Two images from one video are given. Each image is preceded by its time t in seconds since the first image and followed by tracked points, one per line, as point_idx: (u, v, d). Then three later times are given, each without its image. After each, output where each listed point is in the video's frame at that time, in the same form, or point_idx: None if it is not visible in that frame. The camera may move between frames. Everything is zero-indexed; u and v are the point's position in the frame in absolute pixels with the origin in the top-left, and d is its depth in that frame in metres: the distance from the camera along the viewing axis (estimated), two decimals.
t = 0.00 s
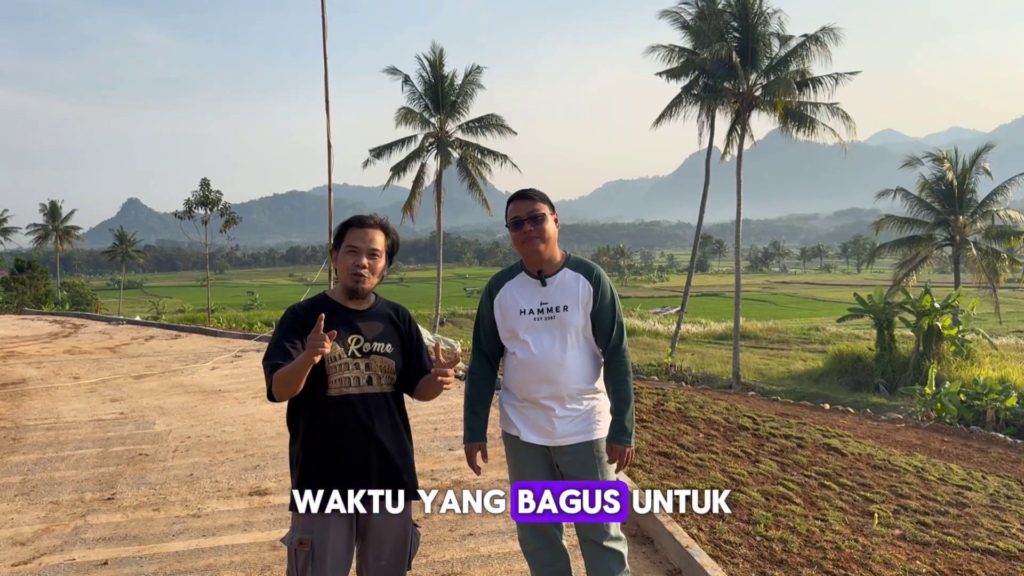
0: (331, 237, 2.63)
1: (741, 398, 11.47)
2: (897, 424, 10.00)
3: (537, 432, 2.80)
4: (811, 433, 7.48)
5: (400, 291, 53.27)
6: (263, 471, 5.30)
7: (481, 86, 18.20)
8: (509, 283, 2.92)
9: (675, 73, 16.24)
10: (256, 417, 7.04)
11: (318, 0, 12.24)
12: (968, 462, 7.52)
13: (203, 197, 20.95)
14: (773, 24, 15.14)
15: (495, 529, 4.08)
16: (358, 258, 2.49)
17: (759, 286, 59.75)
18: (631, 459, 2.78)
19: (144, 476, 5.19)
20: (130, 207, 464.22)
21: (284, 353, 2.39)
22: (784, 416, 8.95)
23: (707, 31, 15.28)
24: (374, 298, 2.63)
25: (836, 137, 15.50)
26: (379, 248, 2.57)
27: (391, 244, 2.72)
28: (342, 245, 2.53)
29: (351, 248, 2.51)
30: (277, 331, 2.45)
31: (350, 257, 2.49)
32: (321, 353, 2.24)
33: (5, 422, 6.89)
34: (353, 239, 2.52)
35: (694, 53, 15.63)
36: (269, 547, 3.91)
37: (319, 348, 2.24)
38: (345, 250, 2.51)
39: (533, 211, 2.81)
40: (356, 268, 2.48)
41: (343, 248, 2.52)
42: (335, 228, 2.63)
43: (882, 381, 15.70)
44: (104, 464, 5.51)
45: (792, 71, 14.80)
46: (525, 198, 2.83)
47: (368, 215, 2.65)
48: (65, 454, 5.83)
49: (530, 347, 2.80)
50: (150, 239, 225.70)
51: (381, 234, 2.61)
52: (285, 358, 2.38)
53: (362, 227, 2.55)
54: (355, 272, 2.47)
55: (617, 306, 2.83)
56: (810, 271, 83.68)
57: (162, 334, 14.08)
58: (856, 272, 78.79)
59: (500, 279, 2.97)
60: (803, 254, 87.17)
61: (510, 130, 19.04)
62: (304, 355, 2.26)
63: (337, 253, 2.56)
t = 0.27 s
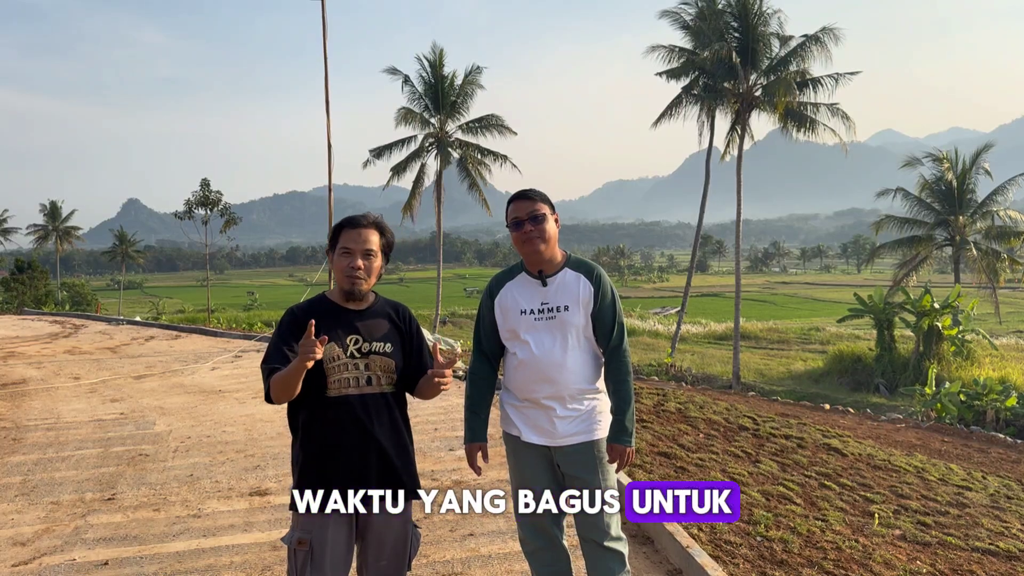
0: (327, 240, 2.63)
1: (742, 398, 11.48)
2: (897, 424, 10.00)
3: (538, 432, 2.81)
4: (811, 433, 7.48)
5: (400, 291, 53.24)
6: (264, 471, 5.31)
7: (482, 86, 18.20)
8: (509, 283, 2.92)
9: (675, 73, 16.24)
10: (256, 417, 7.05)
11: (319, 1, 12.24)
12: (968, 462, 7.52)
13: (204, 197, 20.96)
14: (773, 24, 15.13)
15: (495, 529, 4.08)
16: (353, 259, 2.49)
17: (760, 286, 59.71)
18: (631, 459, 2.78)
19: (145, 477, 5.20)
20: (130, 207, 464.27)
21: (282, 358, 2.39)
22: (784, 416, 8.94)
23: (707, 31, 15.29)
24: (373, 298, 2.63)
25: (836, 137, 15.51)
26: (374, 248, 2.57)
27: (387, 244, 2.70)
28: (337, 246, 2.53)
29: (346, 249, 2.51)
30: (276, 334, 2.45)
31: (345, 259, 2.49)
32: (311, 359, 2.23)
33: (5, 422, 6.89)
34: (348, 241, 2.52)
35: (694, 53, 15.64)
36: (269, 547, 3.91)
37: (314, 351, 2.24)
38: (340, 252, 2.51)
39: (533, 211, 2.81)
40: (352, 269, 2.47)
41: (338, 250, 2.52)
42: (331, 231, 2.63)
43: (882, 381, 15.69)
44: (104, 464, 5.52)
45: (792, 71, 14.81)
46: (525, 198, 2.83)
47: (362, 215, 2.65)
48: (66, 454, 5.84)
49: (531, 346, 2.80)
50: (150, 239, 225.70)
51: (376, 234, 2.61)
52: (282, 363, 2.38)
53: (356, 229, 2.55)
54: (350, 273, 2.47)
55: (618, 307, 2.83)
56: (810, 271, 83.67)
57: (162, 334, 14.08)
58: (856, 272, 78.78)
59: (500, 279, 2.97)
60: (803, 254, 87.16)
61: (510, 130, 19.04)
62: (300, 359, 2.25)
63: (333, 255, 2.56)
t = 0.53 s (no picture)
0: (327, 241, 2.64)
1: (742, 398, 11.48)
2: (896, 425, 10.01)
3: (539, 433, 2.81)
4: (810, 434, 7.48)
5: (400, 292, 53.23)
6: (264, 472, 5.31)
7: (482, 87, 18.21)
8: (510, 284, 2.92)
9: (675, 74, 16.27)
10: (255, 418, 7.05)
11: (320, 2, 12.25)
12: (968, 463, 7.53)
13: (204, 198, 20.97)
14: (773, 25, 15.13)
15: (495, 530, 4.07)
16: (353, 260, 2.49)
17: (760, 287, 59.69)
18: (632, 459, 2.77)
19: (144, 478, 5.20)
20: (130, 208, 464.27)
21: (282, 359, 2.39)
22: (783, 417, 8.95)
23: (707, 32, 15.31)
24: (373, 300, 2.63)
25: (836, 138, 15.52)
26: (375, 249, 2.57)
27: (387, 245, 2.70)
28: (338, 247, 2.54)
29: (347, 249, 2.51)
30: (276, 334, 2.45)
31: (345, 259, 2.49)
32: (312, 358, 2.23)
33: (5, 423, 6.89)
34: (348, 241, 2.52)
35: (694, 54, 15.66)
36: (269, 548, 3.91)
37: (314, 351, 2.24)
38: (341, 253, 2.52)
39: (532, 212, 2.82)
40: (352, 270, 2.47)
41: (338, 251, 2.53)
42: (331, 232, 2.63)
43: (882, 382, 15.69)
44: (104, 465, 5.52)
45: (792, 72, 14.81)
46: (525, 199, 2.84)
47: (362, 216, 2.65)
48: (65, 455, 5.83)
49: (531, 347, 2.81)
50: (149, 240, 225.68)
51: (376, 235, 2.61)
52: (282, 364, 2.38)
53: (356, 229, 2.55)
54: (350, 273, 2.47)
55: (618, 307, 2.83)
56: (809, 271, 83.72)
57: (162, 335, 14.08)
58: (856, 273, 78.83)
59: (501, 280, 2.97)
60: (803, 255, 87.22)
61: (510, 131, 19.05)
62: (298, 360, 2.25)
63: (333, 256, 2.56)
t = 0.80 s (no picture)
0: (326, 241, 2.64)
1: (741, 400, 11.48)
2: (896, 426, 10.01)
3: (538, 434, 2.81)
4: (810, 435, 7.48)
5: (399, 293, 53.21)
6: (263, 473, 5.30)
7: (481, 88, 18.23)
8: (509, 285, 2.92)
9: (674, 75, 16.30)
10: (255, 420, 7.04)
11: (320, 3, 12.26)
12: (967, 464, 7.54)
13: (203, 199, 20.98)
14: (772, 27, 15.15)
15: (494, 531, 4.08)
16: (352, 259, 2.49)
17: (760, 288, 59.68)
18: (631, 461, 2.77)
19: (143, 479, 5.19)
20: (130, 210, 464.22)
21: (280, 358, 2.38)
22: (783, 418, 8.95)
23: (707, 33, 15.34)
24: (371, 300, 2.63)
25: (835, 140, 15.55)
26: (373, 248, 2.57)
27: (386, 246, 2.71)
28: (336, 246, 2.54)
29: (345, 248, 2.52)
30: (274, 334, 2.45)
31: (344, 258, 2.49)
32: (312, 354, 2.23)
33: (4, 425, 6.88)
34: (347, 240, 2.53)
35: (694, 56, 15.69)
36: (268, 550, 3.90)
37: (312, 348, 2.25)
38: (340, 252, 2.52)
39: (529, 214, 2.82)
40: (351, 269, 2.47)
41: (337, 250, 2.53)
42: (330, 232, 2.63)
43: (882, 383, 15.69)
44: (104, 467, 5.51)
45: (791, 73, 14.82)
46: (523, 201, 2.85)
47: (361, 216, 2.65)
48: (64, 456, 5.83)
49: (531, 347, 2.81)
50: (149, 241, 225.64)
51: (375, 235, 2.61)
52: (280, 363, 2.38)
53: (355, 229, 2.56)
54: (349, 272, 2.47)
55: (617, 308, 2.83)
56: (809, 273, 83.78)
57: (161, 337, 14.06)
58: (855, 274, 78.89)
59: (500, 281, 2.97)
60: (802, 256, 87.31)
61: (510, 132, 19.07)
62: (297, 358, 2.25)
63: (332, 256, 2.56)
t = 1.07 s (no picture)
0: (327, 243, 2.64)
1: (741, 402, 11.48)
2: (895, 428, 10.02)
3: (538, 435, 2.81)
4: (809, 437, 7.49)
5: (399, 295, 53.23)
6: (262, 475, 5.30)
7: (481, 90, 18.26)
8: (509, 286, 2.92)
9: (673, 78, 16.35)
10: (254, 422, 7.04)
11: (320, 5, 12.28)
12: (967, 466, 7.54)
13: (203, 201, 20.99)
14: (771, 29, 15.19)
15: (493, 533, 4.07)
16: (353, 260, 2.50)
17: (759, 290, 59.66)
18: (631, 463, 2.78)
19: (142, 481, 5.19)
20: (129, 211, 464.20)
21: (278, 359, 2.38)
22: (783, 420, 8.96)
23: (706, 35, 15.38)
24: (371, 302, 2.64)
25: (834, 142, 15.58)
26: (375, 251, 2.58)
27: (388, 247, 2.71)
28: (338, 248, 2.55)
29: (347, 250, 2.52)
30: (274, 334, 2.45)
31: (345, 260, 2.50)
32: (311, 352, 2.24)
33: (4, 427, 6.88)
34: (348, 242, 2.53)
35: (693, 58, 15.73)
36: (267, 552, 3.90)
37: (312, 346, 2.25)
38: (341, 254, 2.53)
39: (526, 217, 2.83)
40: (352, 271, 2.48)
41: (339, 251, 2.54)
42: (332, 234, 2.64)
43: (881, 385, 15.71)
44: (103, 469, 5.51)
45: (790, 75, 14.86)
46: (521, 204, 2.86)
47: (364, 218, 2.65)
48: (64, 458, 5.83)
49: (531, 349, 2.81)
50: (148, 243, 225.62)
51: (377, 237, 2.62)
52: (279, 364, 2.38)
53: (357, 230, 2.56)
54: (351, 274, 2.48)
55: (617, 310, 2.84)
56: (809, 275, 83.80)
57: (161, 339, 14.06)
58: (855, 276, 78.95)
59: (500, 283, 2.98)
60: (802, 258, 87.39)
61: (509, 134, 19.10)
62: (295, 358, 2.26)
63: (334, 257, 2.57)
